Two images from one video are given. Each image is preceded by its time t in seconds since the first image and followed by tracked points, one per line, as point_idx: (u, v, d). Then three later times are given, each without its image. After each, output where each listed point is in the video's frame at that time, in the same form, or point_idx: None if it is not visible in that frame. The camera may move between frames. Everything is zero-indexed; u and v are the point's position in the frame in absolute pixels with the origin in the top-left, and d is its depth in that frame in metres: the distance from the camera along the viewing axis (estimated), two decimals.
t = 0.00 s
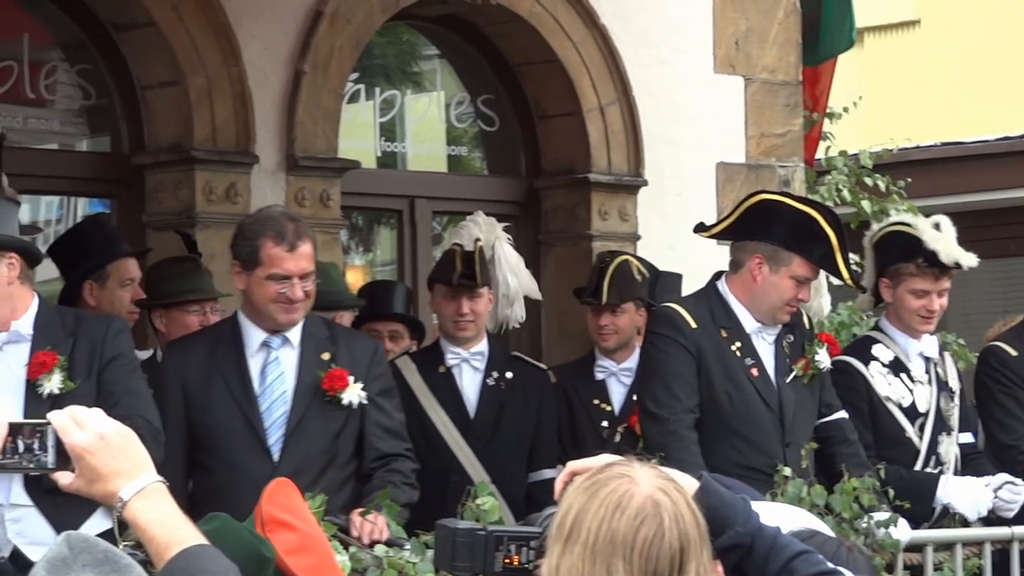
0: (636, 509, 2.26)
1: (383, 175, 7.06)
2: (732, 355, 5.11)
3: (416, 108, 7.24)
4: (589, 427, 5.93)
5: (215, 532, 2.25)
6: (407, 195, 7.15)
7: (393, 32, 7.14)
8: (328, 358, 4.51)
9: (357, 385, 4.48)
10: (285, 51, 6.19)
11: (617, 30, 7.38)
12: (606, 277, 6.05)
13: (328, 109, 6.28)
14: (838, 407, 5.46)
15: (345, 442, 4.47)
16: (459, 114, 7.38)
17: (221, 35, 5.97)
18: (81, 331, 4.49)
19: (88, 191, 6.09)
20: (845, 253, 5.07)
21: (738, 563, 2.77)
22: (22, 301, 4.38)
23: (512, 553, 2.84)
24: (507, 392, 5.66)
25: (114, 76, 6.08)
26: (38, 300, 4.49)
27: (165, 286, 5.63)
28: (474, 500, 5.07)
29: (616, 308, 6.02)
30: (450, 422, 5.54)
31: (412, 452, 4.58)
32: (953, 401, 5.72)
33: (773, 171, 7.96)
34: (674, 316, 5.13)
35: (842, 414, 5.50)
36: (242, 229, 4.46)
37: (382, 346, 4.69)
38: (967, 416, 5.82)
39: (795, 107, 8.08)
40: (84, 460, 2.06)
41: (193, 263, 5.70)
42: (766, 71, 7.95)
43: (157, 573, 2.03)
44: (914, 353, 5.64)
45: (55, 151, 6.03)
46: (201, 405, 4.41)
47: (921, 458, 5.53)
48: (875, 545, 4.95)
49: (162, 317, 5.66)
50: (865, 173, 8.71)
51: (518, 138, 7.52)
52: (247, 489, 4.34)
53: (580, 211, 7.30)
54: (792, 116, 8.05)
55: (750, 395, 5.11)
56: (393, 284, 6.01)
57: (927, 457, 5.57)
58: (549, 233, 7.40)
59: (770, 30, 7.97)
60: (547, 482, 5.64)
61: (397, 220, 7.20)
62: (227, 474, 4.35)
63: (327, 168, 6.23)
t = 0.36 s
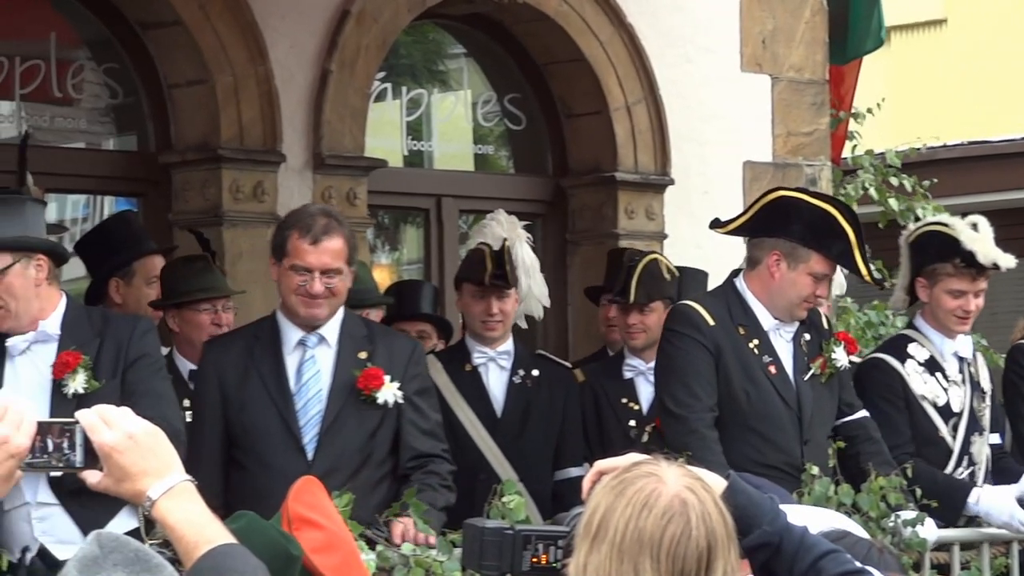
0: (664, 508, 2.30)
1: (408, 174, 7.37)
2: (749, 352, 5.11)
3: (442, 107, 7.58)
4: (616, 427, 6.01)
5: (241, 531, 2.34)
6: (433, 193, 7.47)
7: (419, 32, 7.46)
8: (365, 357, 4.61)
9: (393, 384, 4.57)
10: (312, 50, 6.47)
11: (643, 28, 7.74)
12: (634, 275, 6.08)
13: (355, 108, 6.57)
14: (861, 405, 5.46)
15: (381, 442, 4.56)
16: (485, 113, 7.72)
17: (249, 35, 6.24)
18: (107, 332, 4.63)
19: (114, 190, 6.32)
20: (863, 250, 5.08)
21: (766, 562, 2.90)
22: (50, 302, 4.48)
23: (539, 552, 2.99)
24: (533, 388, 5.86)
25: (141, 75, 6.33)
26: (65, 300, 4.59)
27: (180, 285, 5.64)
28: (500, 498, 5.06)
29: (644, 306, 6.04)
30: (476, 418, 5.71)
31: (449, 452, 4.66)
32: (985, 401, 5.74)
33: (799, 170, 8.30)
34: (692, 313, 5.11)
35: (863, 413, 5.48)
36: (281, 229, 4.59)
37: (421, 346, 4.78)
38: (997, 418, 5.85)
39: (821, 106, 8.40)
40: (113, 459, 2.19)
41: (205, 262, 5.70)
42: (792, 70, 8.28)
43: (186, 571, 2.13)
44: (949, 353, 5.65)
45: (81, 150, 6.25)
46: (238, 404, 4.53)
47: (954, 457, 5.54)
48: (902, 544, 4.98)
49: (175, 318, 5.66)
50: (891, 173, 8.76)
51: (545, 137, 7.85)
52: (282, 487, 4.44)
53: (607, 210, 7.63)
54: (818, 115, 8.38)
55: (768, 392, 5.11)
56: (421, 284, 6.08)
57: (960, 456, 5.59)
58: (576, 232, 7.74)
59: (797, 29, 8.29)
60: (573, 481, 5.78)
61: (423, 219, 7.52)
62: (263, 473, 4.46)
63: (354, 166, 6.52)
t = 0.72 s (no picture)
0: (697, 509, 2.47)
1: (440, 174, 7.43)
2: (771, 351, 5.22)
3: (473, 107, 7.64)
4: (649, 427, 6.22)
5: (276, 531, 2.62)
6: (464, 194, 7.53)
7: (451, 31, 7.51)
8: (408, 360, 4.81)
9: (433, 389, 4.77)
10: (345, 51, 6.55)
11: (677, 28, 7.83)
12: (667, 276, 6.35)
13: (387, 109, 6.65)
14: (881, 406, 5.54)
15: (420, 447, 4.75)
16: (517, 113, 7.78)
17: (281, 36, 6.32)
18: (140, 332, 4.86)
19: (144, 191, 6.39)
20: (881, 245, 5.22)
21: (799, 562, 3.12)
22: (80, 303, 4.75)
23: (573, 552, 3.08)
24: (564, 390, 6.09)
25: (173, 75, 6.42)
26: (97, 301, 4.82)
27: (207, 287, 5.59)
28: (532, 499, 5.06)
29: (677, 306, 6.32)
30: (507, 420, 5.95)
31: (490, 459, 4.83)
32: None
33: (832, 169, 8.42)
34: (712, 314, 5.21)
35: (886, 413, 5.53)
36: (332, 229, 4.81)
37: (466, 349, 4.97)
38: None
39: (854, 106, 8.52)
40: (147, 458, 2.36)
41: (230, 263, 5.65)
42: (824, 70, 8.39)
43: (222, 569, 2.30)
44: (990, 354, 5.65)
45: (113, 150, 6.31)
46: (280, 403, 4.76)
47: (995, 457, 5.58)
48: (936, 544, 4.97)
49: (202, 320, 5.60)
50: (923, 175, 9.10)
51: (577, 136, 7.93)
52: (320, 488, 4.67)
53: (638, 210, 7.73)
54: (851, 115, 8.50)
55: (788, 391, 5.21)
56: (454, 287, 6.10)
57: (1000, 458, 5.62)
58: (607, 232, 7.83)
59: (830, 29, 8.42)
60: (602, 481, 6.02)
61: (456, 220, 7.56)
62: (302, 473, 4.69)
63: (385, 166, 6.60)
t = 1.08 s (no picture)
0: (731, 513, 2.53)
1: (471, 176, 8.00)
2: (796, 352, 5.29)
3: (507, 111, 8.24)
4: (684, 431, 6.32)
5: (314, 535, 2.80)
6: (499, 198, 8.12)
7: (484, 36, 8.11)
8: (451, 366, 5.05)
9: (474, 396, 4.99)
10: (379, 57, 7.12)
11: (709, 31, 8.45)
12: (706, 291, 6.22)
13: (420, 113, 7.21)
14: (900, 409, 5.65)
15: (459, 453, 5.00)
16: (551, 116, 8.41)
17: (316, 44, 6.87)
18: (174, 335, 4.89)
19: (178, 195, 6.94)
20: (902, 239, 5.32)
21: (834, 566, 3.20)
22: (115, 306, 4.77)
23: (607, 556, 3.60)
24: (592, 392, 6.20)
25: (206, 78, 6.97)
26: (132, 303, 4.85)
27: (240, 291, 5.66)
28: (567, 503, 5.05)
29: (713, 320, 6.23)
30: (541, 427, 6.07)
31: (531, 465, 5.08)
32: None
33: (865, 171, 9.04)
34: (737, 317, 5.29)
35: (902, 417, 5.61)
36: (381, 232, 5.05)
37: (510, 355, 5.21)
38: None
39: (886, 109, 9.16)
40: (183, 462, 2.43)
41: (263, 267, 5.72)
42: (857, 73, 9.01)
43: (257, 572, 2.35)
44: None
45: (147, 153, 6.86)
46: (323, 403, 5.02)
47: None
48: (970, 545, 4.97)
49: (235, 325, 5.68)
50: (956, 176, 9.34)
51: (609, 136, 8.56)
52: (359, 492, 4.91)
53: (671, 213, 8.35)
54: (883, 118, 9.14)
55: (815, 392, 5.27)
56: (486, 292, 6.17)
57: None
58: (641, 235, 8.47)
59: (863, 32, 9.02)
60: (631, 485, 6.15)
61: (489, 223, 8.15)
62: (342, 476, 4.94)
63: (417, 171, 7.16)
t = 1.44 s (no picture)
0: (760, 514, 2.46)
1: (502, 179, 8.04)
2: (818, 354, 5.16)
3: (536, 114, 8.29)
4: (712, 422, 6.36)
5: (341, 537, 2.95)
6: (529, 200, 8.17)
7: (513, 37, 8.20)
8: (483, 370, 5.15)
9: (505, 400, 5.08)
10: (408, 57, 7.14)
11: (738, 33, 8.46)
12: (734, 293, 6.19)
13: (450, 114, 7.23)
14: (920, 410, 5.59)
15: (490, 457, 5.08)
16: (579, 118, 8.48)
17: (346, 45, 6.88)
18: (200, 337, 4.90)
19: (207, 197, 6.97)
20: (920, 233, 5.18)
21: (863, 568, 3.10)
22: (143, 310, 4.79)
23: (637, 559, 3.31)
24: (616, 395, 6.16)
25: (234, 78, 7.00)
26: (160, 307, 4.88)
27: (268, 293, 5.67)
28: (596, 504, 5.04)
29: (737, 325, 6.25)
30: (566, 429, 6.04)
31: (562, 470, 5.14)
32: None
33: (895, 173, 9.02)
34: (759, 319, 5.15)
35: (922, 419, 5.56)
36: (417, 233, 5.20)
37: (543, 360, 5.29)
38: None
39: (916, 111, 9.13)
40: (214, 464, 2.38)
41: (292, 269, 5.72)
42: (887, 75, 9.01)
43: (288, 574, 2.34)
44: None
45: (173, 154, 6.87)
46: (355, 404, 5.14)
47: None
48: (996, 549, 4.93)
49: (263, 326, 5.70)
50: (985, 179, 9.37)
51: (638, 138, 8.62)
52: (388, 493, 5.02)
53: (701, 215, 8.38)
54: (913, 120, 9.12)
55: (838, 394, 5.15)
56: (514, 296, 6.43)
57: None
58: (670, 236, 8.51)
59: (892, 34, 9.01)
60: (651, 486, 6.10)
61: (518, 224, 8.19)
62: (373, 477, 5.05)
63: (447, 172, 7.17)
